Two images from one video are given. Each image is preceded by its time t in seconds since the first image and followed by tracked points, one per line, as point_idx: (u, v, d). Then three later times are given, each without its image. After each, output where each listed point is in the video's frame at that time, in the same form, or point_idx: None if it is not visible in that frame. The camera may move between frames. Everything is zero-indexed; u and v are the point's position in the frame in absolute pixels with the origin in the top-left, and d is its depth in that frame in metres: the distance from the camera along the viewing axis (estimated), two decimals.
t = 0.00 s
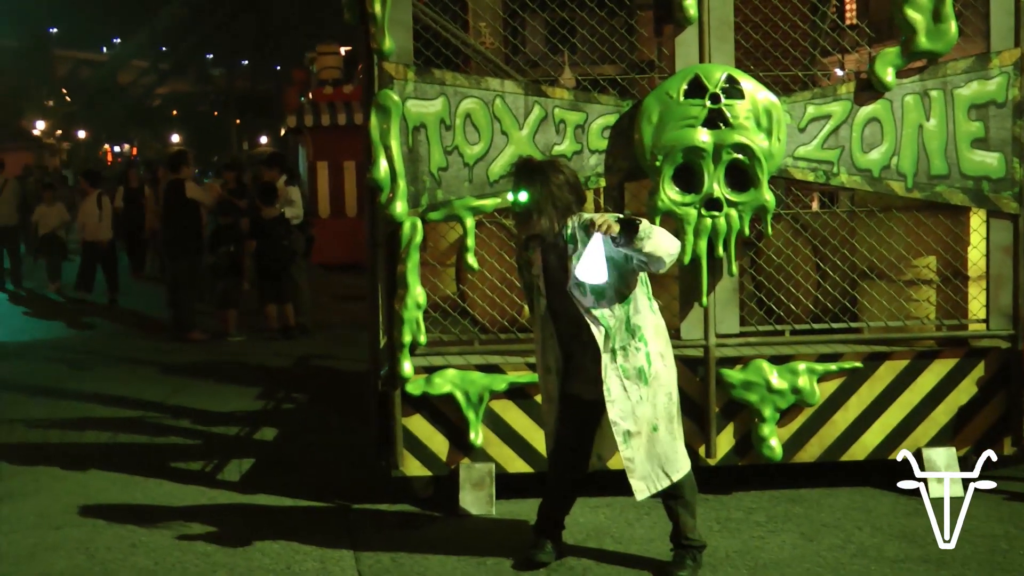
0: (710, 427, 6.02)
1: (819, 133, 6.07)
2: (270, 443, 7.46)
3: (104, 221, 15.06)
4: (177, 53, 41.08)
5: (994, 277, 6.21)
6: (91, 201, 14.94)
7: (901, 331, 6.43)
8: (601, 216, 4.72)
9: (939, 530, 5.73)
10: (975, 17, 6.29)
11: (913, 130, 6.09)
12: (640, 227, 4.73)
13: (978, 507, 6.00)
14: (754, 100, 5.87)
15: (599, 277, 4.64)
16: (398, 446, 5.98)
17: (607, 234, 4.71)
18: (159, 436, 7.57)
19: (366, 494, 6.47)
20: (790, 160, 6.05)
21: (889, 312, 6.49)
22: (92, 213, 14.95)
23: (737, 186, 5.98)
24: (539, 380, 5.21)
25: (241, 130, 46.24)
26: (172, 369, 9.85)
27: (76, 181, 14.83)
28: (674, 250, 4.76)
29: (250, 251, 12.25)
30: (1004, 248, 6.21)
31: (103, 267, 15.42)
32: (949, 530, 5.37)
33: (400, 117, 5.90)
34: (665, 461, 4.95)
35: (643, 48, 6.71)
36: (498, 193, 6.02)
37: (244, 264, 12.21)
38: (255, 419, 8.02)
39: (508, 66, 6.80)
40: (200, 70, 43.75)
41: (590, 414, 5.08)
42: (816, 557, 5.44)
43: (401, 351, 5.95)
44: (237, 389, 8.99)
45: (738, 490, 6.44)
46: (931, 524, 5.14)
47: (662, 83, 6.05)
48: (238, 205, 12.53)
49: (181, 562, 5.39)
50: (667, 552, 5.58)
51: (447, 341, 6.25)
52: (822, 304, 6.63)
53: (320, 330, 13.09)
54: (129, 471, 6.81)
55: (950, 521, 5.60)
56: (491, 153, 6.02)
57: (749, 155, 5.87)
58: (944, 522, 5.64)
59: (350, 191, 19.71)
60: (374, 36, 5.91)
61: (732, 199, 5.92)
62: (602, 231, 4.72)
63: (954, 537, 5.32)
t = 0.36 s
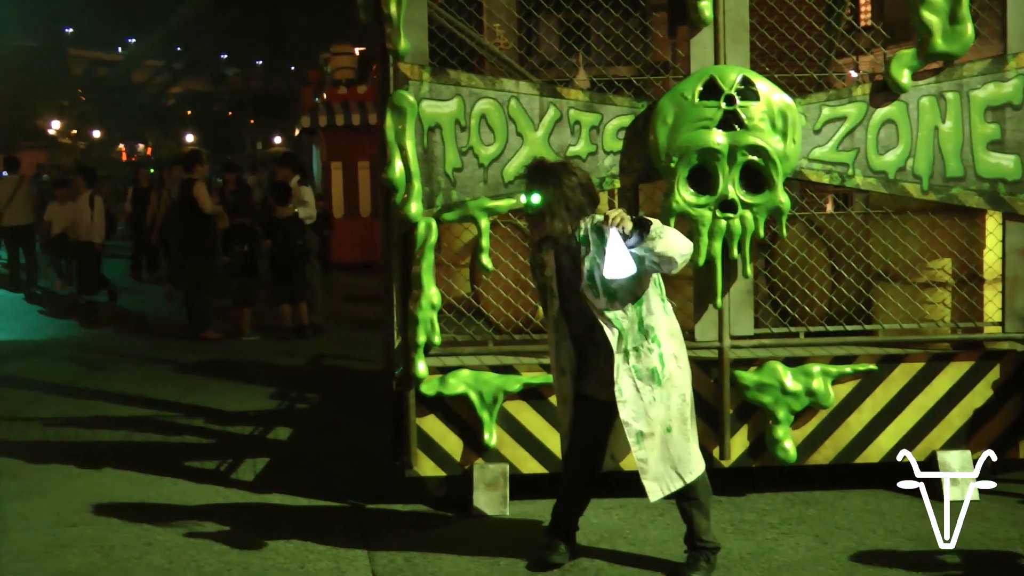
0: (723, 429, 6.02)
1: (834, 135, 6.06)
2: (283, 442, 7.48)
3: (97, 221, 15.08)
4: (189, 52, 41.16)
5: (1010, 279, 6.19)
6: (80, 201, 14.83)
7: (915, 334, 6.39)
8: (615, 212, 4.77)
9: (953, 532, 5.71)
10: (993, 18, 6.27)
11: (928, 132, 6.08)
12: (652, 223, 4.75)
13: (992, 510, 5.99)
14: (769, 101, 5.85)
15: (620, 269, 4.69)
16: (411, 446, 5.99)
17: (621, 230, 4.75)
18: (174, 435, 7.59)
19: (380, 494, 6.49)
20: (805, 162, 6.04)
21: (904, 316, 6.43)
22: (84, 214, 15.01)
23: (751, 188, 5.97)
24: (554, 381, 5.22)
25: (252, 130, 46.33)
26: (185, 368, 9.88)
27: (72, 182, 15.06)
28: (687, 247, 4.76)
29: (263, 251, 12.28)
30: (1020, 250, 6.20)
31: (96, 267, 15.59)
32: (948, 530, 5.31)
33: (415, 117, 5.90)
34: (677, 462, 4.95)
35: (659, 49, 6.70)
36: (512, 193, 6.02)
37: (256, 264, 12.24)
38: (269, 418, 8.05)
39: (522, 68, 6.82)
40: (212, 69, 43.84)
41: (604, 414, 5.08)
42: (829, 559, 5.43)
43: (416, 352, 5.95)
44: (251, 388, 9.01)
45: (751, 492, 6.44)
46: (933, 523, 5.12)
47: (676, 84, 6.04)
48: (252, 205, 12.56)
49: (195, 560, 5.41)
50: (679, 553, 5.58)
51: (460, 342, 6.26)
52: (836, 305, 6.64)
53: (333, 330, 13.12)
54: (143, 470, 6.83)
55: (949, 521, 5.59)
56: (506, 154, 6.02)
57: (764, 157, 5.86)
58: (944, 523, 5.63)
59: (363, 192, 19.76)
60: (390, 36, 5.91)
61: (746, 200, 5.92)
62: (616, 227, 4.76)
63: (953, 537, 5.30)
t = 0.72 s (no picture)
0: (748, 431, 6.01)
1: (858, 136, 6.04)
2: (307, 445, 7.49)
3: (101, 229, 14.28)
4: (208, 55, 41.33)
5: None
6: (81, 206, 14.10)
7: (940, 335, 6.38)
8: (639, 210, 4.81)
9: (980, 534, 5.69)
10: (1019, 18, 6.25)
11: (953, 132, 6.06)
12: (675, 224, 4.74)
13: (1019, 513, 5.97)
14: (792, 102, 5.85)
15: (639, 268, 4.67)
16: (436, 448, 5.99)
17: (643, 229, 4.78)
18: (198, 437, 7.62)
19: (404, 496, 6.50)
20: (828, 163, 6.03)
21: (929, 317, 6.41)
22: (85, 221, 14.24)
23: (775, 189, 5.96)
24: (578, 383, 5.21)
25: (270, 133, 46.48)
26: (208, 371, 9.92)
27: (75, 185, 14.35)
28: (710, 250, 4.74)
29: (285, 254, 12.30)
30: None
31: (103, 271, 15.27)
32: (946, 528, 5.48)
33: (438, 119, 5.90)
34: (703, 465, 4.93)
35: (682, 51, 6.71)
36: (535, 195, 6.02)
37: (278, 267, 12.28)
38: (293, 421, 8.07)
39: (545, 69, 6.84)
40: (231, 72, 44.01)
41: (630, 417, 5.09)
42: (854, 561, 5.42)
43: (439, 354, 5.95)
44: (275, 391, 9.04)
45: (776, 494, 6.43)
46: (932, 521, 5.40)
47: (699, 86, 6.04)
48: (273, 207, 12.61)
49: (220, 562, 5.43)
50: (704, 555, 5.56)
51: (483, 344, 6.29)
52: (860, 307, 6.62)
53: (355, 334, 13.15)
54: (168, 472, 6.86)
55: (949, 521, 5.68)
56: (529, 156, 6.02)
57: (787, 158, 5.84)
58: (944, 523, 5.71)
59: (384, 194, 19.83)
60: (413, 39, 5.90)
61: (770, 202, 5.89)
62: (638, 225, 4.78)
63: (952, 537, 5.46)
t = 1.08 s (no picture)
0: (768, 432, 5.99)
1: (878, 136, 6.02)
2: (327, 447, 7.51)
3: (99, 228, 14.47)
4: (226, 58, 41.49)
5: None
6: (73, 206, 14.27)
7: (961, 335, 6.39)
8: (666, 212, 4.74)
9: (1003, 536, 5.67)
10: None
11: (974, 132, 6.03)
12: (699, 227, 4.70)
13: None
14: (812, 103, 5.83)
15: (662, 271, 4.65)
16: (456, 450, 5.99)
17: (668, 231, 4.72)
18: (218, 440, 7.66)
19: (424, 498, 6.52)
20: (848, 163, 6.01)
21: (949, 317, 6.43)
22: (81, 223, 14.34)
23: (795, 189, 5.94)
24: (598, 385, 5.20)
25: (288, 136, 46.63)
26: (228, 373, 9.96)
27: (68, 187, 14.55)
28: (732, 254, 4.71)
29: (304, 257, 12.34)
30: None
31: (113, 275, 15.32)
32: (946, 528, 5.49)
33: (457, 122, 5.91)
34: (722, 466, 4.92)
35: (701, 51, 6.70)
36: (555, 197, 6.02)
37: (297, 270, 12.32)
38: (313, 423, 8.10)
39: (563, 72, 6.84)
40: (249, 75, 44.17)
41: (651, 418, 5.08)
42: (875, 562, 5.40)
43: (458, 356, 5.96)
44: (295, 393, 9.08)
45: (797, 496, 6.42)
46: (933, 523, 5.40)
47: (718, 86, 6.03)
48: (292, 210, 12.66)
49: (241, 564, 5.45)
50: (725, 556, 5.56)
51: (503, 346, 6.31)
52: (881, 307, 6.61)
53: (374, 335, 13.18)
54: (189, 475, 6.90)
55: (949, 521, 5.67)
56: (548, 158, 6.02)
57: (807, 158, 5.82)
58: (945, 522, 5.70)
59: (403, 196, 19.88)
60: (431, 42, 5.92)
61: (790, 202, 5.87)
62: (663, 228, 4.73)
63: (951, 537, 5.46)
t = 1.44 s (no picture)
0: (781, 433, 5.98)
1: (891, 137, 6.01)
2: (341, 449, 7.52)
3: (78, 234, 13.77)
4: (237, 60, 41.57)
5: None
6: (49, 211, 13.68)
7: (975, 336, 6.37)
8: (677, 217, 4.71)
9: (1017, 538, 5.65)
10: None
11: (988, 133, 6.02)
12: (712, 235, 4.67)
13: None
14: (825, 104, 5.81)
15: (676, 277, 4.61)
16: (469, 452, 5.99)
17: (681, 237, 4.69)
18: (231, 442, 7.67)
19: (438, 499, 6.53)
20: (861, 165, 6.00)
21: (963, 318, 6.42)
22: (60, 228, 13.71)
23: (808, 191, 5.93)
24: (612, 387, 5.20)
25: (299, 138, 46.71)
26: (241, 375, 9.98)
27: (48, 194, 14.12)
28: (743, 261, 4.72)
29: (316, 259, 12.36)
30: None
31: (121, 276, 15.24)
32: (946, 529, 5.47)
33: (470, 123, 5.89)
34: (737, 469, 4.92)
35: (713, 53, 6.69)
36: (568, 199, 6.03)
37: (309, 271, 12.35)
38: (327, 425, 8.12)
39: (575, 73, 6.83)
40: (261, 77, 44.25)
41: (664, 420, 5.07)
42: (888, 564, 5.39)
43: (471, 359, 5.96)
44: (309, 395, 9.09)
45: (811, 498, 6.41)
46: (933, 524, 5.36)
47: (730, 88, 6.01)
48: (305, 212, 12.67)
49: (254, 566, 5.46)
50: (739, 558, 5.56)
51: (516, 348, 6.32)
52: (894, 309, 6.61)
53: (387, 337, 13.20)
54: (202, 476, 6.91)
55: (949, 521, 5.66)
56: (561, 159, 6.03)
57: (820, 160, 5.81)
58: (944, 522, 5.71)
59: (415, 198, 19.91)
60: (443, 44, 5.92)
61: (803, 204, 5.86)
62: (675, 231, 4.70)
63: (952, 537, 5.44)
